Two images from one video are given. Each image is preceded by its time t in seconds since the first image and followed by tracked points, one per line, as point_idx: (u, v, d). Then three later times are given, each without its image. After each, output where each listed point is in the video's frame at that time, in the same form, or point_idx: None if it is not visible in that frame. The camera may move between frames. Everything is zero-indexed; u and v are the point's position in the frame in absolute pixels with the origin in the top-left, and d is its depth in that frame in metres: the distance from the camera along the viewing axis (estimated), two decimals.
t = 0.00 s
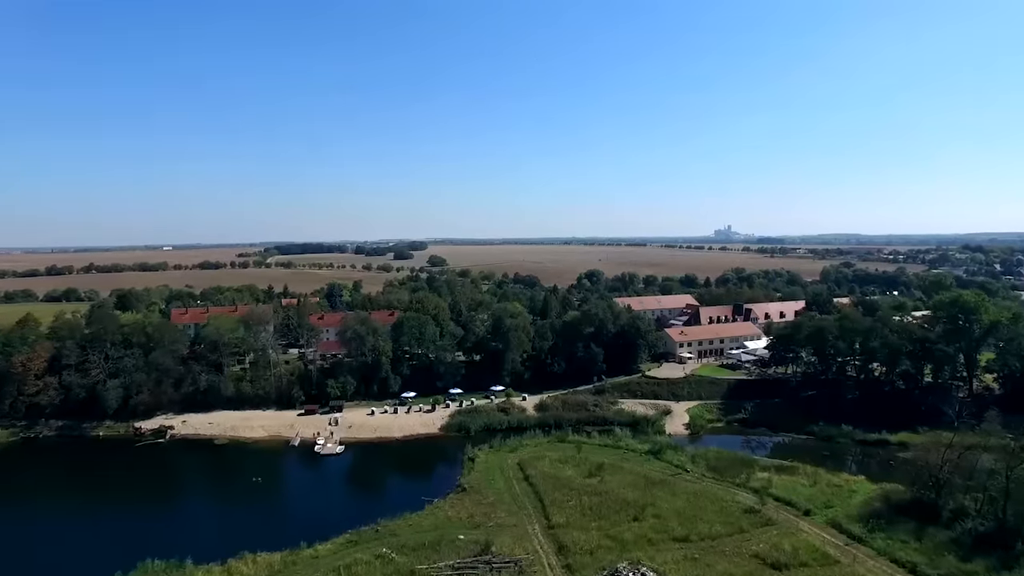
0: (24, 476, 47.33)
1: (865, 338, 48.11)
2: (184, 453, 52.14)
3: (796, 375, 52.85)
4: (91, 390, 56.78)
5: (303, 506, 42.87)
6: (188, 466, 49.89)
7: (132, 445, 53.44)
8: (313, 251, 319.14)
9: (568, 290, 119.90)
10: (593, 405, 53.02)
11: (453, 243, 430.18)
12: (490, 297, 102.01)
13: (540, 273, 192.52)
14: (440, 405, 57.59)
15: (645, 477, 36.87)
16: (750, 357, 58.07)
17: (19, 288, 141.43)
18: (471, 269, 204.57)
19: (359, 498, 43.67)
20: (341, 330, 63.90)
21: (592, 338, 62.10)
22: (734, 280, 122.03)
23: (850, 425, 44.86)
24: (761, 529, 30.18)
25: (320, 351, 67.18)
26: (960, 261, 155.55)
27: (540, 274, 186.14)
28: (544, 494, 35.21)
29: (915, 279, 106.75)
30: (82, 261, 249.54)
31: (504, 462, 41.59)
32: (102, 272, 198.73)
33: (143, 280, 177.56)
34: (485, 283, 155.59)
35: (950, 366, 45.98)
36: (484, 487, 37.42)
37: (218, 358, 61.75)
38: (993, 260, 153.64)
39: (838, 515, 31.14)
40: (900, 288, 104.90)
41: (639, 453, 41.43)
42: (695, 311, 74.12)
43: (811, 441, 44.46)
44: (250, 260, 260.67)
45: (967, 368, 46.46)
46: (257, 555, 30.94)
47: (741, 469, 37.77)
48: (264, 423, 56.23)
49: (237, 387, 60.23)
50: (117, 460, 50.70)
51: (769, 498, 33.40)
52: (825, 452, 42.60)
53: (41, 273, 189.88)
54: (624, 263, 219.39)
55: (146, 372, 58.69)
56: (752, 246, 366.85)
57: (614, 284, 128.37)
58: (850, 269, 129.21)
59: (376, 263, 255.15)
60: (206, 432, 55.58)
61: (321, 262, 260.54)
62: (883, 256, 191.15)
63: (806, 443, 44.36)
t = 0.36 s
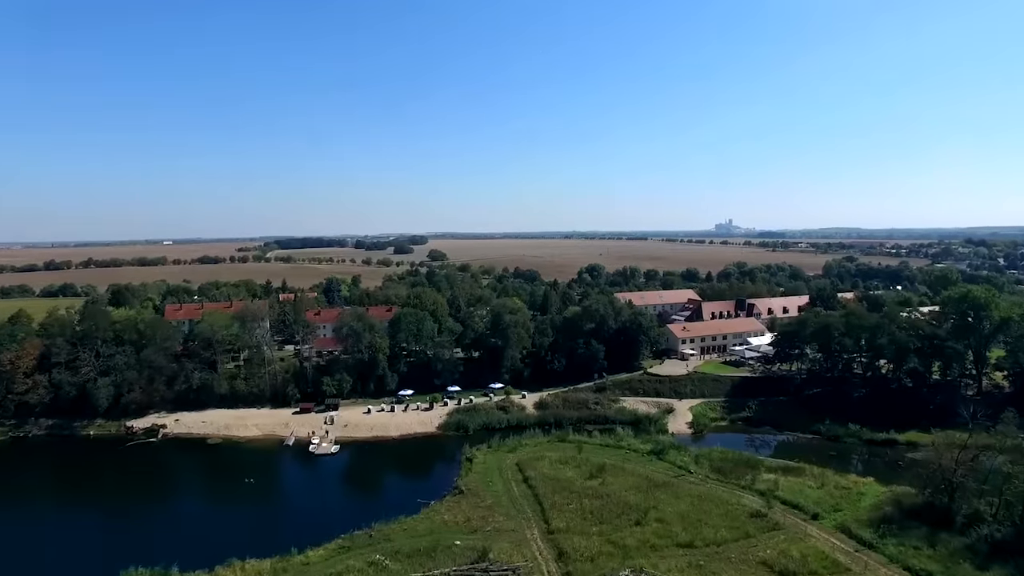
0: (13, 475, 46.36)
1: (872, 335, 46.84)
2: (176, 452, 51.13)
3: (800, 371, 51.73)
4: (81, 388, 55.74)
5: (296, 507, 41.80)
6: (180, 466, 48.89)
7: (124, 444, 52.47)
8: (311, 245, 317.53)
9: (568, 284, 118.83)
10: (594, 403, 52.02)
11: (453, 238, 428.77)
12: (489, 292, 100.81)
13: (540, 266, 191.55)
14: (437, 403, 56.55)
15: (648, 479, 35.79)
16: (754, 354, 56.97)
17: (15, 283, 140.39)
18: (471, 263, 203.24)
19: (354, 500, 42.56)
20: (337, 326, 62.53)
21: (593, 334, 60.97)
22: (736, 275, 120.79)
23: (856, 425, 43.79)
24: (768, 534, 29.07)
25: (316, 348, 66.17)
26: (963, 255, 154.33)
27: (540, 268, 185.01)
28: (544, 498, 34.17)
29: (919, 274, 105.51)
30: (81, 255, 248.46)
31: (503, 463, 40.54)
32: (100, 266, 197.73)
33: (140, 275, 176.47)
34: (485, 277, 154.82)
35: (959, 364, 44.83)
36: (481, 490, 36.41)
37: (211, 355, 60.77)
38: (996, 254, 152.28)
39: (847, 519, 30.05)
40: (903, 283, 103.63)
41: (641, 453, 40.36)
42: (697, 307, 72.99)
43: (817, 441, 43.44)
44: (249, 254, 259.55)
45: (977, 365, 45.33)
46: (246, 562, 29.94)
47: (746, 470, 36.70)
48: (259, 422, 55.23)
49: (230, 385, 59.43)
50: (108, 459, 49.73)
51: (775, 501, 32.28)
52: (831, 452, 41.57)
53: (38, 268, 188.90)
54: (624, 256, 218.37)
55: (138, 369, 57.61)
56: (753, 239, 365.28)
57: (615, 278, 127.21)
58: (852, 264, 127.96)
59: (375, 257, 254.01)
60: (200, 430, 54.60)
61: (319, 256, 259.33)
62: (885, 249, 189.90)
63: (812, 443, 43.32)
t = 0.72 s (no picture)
0: None
1: (868, 330, 46.00)
2: (156, 453, 49.67)
3: (795, 367, 50.93)
4: (58, 388, 54.12)
5: (279, 508, 40.50)
6: (160, 467, 47.42)
7: (102, 446, 50.96)
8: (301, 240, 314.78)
9: (559, 279, 117.91)
10: (585, 400, 51.00)
11: (444, 232, 426.72)
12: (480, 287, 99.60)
13: (531, 260, 190.51)
14: (426, 401, 55.34)
15: (642, 480, 34.79)
16: (749, 350, 56.09)
17: None
18: (461, 257, 201.87)
19: (339, 501, 41.28)
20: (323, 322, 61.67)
21: (584, 330, 59.87)
22: (728, 269, 120.07)
23: (852, 422, 43.03)
24: (765, 538, 28.08)
25: (302, 345, 64.76)
26: (953, 248, 154.51)
27: (531, 262, 183.90)
28: (534, 501, 33.09)
29: (910, 267, 105.23)
30: (66, 250, 244.91)
31: (492, 464, 39.44)
32: (85, 261, 194.90)
33: (126, 271, 173.95)
34: (476, 271, 153.62)
35: (956, 359, 44.14)
36: (470, 493, 35.29)
37: (194, 353, 59.30)
38: (985, 248, 152.46)
39: (846, 521, 29.16)
40: (895, 277, 103.33)
41: (635, 453, 39.36)
42: (690, 302, 72.15)
43: (813, 438, 42.63)
44: (238, 248, 256.74)
45: (974, 361, 44.64)
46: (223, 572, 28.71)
47: (742, 471, 35.80)
48: (242, 422, 53.82)
49: (214, 384, 57.92)
50: (85, 460, 48.20)
51: (772, 503, 31.35)
52: (827, 450, 40.73)
53: (22, 262, 185.86)
54: (615, 250, 217.41)
55: (118, 368, 56.07)
56: (744, 233, 365.69)
57: (607, 273, 126.21)
58: (844, 257, 127.47)
59: (365, 251, 252.00)
60: (181, 431, 53.18)
61: (308, 251, 256.96)
62: (876, 243, 189.80)
63: (808, 440, 42.51)
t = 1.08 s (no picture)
0: None
1: (855, 325, 45.51)
2: (125, 456, 47.78)
3: (782, 363, 50.39)
4: (22, 390, 51.92)
5: (254, 510, 38.97)
6: (129, 470, 45.60)
7: (68, 449, 48.97)
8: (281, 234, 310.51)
9: (543, 273, 116.92)
10: (570, 397, 50.02)
11: (427, 226, 424.12)
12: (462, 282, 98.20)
13: (514, 254, 189.26)
14: (407, 399, 53.98)
15: (628, 481, 33.88)
16: (734, 345, 55.43)
17: None
18: (444, 251, 200.04)
19: (317, 503, 39.82)
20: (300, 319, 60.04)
21: (568, 326, 58.85)
22: (711, 262, 119.80)
23: (840, 418, 42.55)
24: (755, 541, 27.26)
25: (279, 342, 63.01)
26: (932, 242, 155.82)
27: (514, 256, 182.85)
28: (517, 505, 32.01)
29: (892, 261, 105.70)
30: (38, 245, 238.80)
31: (474, 465, 38.29)
32: (58, 256, 189.99)
33: (100, 266, 169.84)
34: (459, 266, 152.09)
35: (943, 354, 43.84)
36: (451, 496, 34.12)
37: (166, 352, 57.20)
38: (964, 241, 153.92)
39: (836, 522, 28.47)
40: (877, 270, 103.74)
41: (620, 452, 38.45)
42: (675, 296, 71.49)
43: (800, 435, 42.05)
44: (217, 243, 252.31)
45: (960, 355, 44.37)
46: None
47: (729, 470, 35.03)
48: (217, 422, 52.06)
49: (187, 383, 56.02)
50: (50, 463, 46.20)
51: (761, 503, 30.59)
52: (814, 447, 40.16)
53: None
54: (599, 243, 217.16)
55: (86, 368, 53.93)
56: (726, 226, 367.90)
57: (590, 267, 125.37)
58: (826, 251, 127.78)
59: (347, 245, 248.92)
60: (153, 433, 51.30)
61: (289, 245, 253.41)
62: (858, 237, 190.87)
63: (795, 438, 41.94)
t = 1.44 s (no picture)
0: None
1: (838, 321, 45.09)
2: (87, 461, 45.61)
3: (765, 359, 49.89)
4: None
5: (222, 515, 37.26)
6: (91, 476, 43.49)
7: (26, 454, 46.58)
8: (257, 228, 305.47)
9: (523, 268, 115.80)
10: (550, 396, 48.96)
11: (406, 220, 420.39)
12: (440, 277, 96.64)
13: (494, 249, 187.79)
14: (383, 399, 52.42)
15: (610, 483, 32.90)
16: (716, 341, 54.78)
17: None
18: (423, 246, 197.90)
19: (290, 507, 38.15)
20: (273, 316, 58.22)
21: (548, 322, 57.69)
22: (691, 257, 119.71)
23: (823, 415, 42.10)
24: (742, 546, 26.41)
25: (251, 341, 60.93)
26: (908, 236, 157.57)
27: (494, 250, 181.49)
28: (497, 510, 30.82)
29: (869, 255, 106.39)
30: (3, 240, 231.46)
31: (452, 468, 37.02)
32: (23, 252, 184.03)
33: (68, 261, 164.86)
34: (438, 261, 150.35)
35: (925, 350, 43.65)
36: (428, 501, 32.81)
37: (132, 353, 54.90)
38: (938, 235, 155.90)
39: (823, 525, 27.75)
40: (855, 264, 104.34)
41: (602, 453, 37.48)
42: (656, 292, 70.77)
43: (784, 433, 41.49)
44: (190, 238, 246.84)
45: (942, 351, 44.26)
46: None
47: (713, 471, 34.20)
48: (185, 425, 49.93)
49: (154, 384, 53.77)
50: (6, 469, 43.90)
51: (747, 505, 29.79)
52: (798, 445, 39.61)
53: None
54: (579, 238, 216.73)
55: (45, 370, 51.46)
56: (705, 220, 369.72)
57: (570, 261, 124.59)
58: (805, 245, 128.32)
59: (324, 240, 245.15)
60: (117, 436, 49.06)
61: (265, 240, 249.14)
62: (835, 231, 192.57)
63: (778, 435, 41.39)
